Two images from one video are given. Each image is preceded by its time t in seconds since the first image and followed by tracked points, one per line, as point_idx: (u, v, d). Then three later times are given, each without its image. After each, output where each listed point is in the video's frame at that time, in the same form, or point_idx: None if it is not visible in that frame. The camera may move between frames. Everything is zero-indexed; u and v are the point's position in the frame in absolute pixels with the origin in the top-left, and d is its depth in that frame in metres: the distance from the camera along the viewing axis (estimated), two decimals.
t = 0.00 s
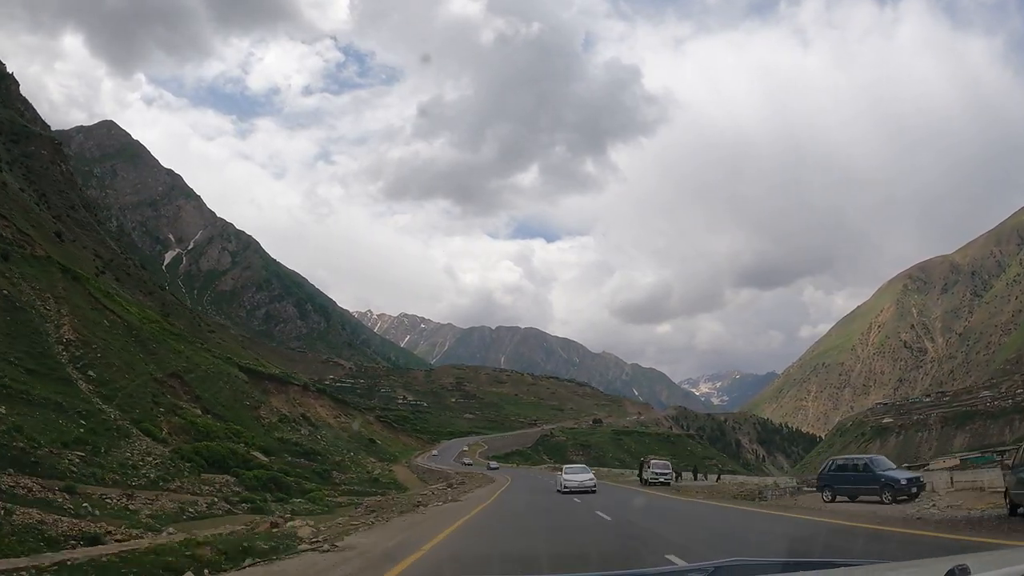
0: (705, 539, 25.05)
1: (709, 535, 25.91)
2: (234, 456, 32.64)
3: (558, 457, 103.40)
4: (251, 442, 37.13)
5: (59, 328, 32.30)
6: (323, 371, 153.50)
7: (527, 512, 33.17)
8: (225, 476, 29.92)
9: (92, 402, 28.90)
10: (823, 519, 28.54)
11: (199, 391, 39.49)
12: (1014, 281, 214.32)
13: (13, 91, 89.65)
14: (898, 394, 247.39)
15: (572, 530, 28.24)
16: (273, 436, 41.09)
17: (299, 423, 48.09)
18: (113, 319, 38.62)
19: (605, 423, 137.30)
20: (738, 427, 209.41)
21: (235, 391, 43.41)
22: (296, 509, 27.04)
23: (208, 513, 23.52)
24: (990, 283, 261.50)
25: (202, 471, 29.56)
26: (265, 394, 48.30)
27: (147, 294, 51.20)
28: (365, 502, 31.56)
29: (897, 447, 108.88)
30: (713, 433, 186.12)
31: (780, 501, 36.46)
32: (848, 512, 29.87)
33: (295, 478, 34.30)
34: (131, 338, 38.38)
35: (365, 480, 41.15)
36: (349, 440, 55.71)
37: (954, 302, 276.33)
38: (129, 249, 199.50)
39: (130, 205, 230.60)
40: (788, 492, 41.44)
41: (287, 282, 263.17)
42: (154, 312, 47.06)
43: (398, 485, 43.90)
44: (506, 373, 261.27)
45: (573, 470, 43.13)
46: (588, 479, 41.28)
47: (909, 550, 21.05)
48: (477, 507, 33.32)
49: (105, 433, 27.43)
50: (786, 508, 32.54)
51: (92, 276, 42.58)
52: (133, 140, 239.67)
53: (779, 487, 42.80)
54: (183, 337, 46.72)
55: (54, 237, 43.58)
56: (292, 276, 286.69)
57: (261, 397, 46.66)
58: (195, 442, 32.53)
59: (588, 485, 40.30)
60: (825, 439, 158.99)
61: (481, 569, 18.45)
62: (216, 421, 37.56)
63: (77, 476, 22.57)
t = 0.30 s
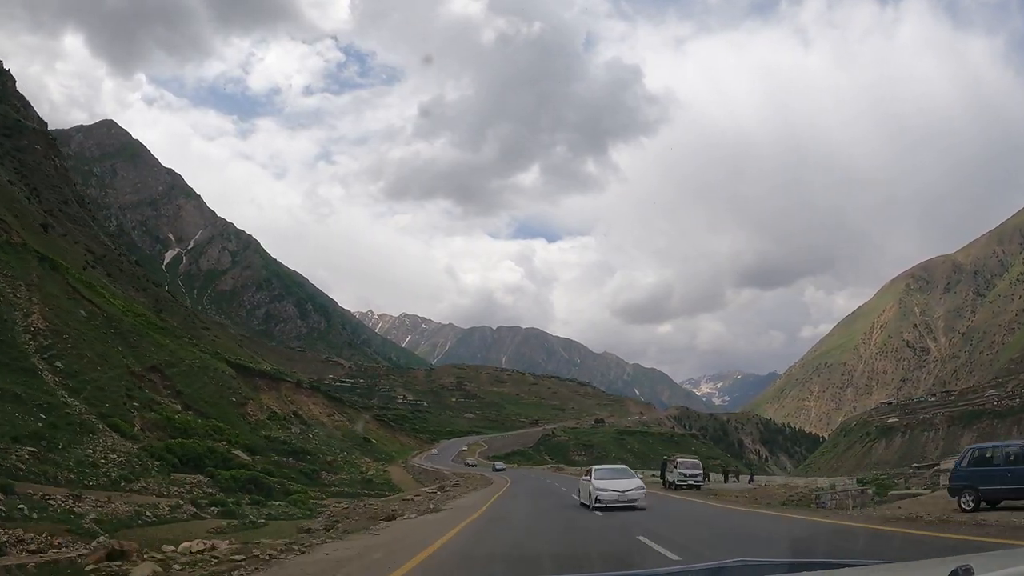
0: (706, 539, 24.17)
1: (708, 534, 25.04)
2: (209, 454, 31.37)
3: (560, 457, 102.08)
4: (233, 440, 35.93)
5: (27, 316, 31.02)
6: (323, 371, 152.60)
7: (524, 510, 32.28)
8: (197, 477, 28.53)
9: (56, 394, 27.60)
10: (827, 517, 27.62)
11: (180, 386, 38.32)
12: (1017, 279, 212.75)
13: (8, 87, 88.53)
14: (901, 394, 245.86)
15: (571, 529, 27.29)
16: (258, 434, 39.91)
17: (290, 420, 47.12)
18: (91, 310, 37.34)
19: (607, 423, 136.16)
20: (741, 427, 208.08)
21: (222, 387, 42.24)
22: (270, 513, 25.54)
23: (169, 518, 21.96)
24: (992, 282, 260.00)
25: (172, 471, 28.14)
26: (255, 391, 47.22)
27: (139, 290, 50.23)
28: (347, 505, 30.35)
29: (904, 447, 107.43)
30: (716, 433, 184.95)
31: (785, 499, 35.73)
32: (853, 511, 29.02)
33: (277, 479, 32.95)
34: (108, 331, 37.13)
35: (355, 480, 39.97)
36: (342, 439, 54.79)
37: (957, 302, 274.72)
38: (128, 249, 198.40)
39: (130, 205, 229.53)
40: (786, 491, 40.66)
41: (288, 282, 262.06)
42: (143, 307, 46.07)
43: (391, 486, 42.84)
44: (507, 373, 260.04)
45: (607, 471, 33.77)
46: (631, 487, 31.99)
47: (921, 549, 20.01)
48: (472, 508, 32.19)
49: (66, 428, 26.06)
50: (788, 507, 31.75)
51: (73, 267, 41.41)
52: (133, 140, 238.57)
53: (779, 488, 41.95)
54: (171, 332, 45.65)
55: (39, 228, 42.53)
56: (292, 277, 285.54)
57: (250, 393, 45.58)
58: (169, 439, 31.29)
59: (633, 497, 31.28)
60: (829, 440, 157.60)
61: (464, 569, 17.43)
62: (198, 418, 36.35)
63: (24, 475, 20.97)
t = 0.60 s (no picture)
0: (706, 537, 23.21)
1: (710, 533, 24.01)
2: (182, 452, 30.00)
3: (562, 457, 100.63)
4: (213, 437, 34.66)
5: None
6: (322, 370, 151.46)
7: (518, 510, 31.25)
8: (165, 477, 27.01)
9: (17, 386, 26.22)
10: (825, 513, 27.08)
11: (160, 380, 37.06)
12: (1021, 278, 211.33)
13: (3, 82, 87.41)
14: (903, 394, 244.42)
15: (564, 526, 26.40)
16: (242, 431, 38.66)
17: (280, 417, 45.98)
18: (66, 301, 36.05)
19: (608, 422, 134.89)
20: (743, 427, 206.79)
21: (206, 382, 41.05)
22: (237, 517, 23.90)
23: (121, 522, 20.29)
24: (995, 281, 258.52)
25: (136, 469, 26.61)
26: (244, 387, 46.07)
27: (130, 285, 49.18)
28: (325, 506, 28.99)
29: (910, 447, 106.07)
30: (718, 433, 183.80)
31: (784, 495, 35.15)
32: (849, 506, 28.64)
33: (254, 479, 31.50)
34: (83, 322, 35.85)
35: (342, 480, 38.73)
36: (336, 437, 53.67)
37: (959, 301, 273.22)
38: (128, 248, 197.26)
39: (130, 204, 228.40)
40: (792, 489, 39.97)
41: (288, 281, 260.87)
42: (129, 300, 44.92)
43: (383, 486, 41.64)
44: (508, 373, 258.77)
45: (730, 475, 15.34)
46: (810, 497, 13.71)
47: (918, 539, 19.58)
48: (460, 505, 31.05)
49: (21, 421, 24.54)
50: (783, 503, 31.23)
51: (52, 257, 40.18)
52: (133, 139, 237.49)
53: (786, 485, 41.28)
54: (157, 326, 44.49)
55: (22, 219, 41.37)
56: (293, 276, 284.24)
57: (238, 389, 44.44)
58: (142, 434, 29.95)
59: (815, 531, 13.03)
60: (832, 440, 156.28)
61: (440, 567, 16.20)
62: (176, 414, 35.08)
63: None
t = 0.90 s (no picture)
0: (707, 539, 22.27)
1: (710, 534, 23.30)
2: (149, 449, 28.53)
3: (564, 458, 99.24)
4: (190, 434, 33.43)
5: None
6: (321, 369, 150.44)
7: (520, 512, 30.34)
8: (126, 476, 25.26)
9: None
10: (827, 514, 26.47)
11: (137, 373, 35.86)
12: None
13: None
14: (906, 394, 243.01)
15: (564, 529, 25.51)
16: (225, 428, 37.38)
17: (268, 415, 44.90)
18: (39, 290, 34.78)
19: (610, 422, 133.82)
20: (746, 427, 205.49)
21: (189, 376, 39.83)
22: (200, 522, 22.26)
23: (60, 525, 18.43)
24: (998, 281, 257.09)
25: (94, 468, 25.04)
26: (232, 384, 44.93)
27: (124, 280, 48.26)
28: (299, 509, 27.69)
29: (915, 447, 104.94)
30: (721, 433, 182.68)
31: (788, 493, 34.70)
32: (852, 504, 28.18)
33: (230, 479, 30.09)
34: (56, 312, 34.56)
35: (329, 480, 37.50)
36: (328, 436, 52.68)
37: (962, 301, 271.83)
38: (127, 247, 196.21)
39: (129, 203, 227.12)
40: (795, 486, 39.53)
41: (289, 281, 259.94)
42: (116, 293, 43.94)
43: (375, 488, 40.58)
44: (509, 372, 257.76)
45: None
46: None
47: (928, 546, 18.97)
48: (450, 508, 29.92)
49: None
50: (788, 500, 30.57)
51: (32, 246, 39.02)
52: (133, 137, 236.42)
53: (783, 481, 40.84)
54: (143, 319, 43.41)
55: (5, 208, 40.29)
56: (293, 275, 283.11)
57: (225, 385, 43.32)
58: (109, 428, 28.62)
59: None
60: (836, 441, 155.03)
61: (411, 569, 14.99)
62: (153, 409, 33.76)
63: None
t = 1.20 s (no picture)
0: (700, 541, 21.10)
1: (708, 538, 22.18)
2: (109, 446, 26.93)
3: (566, 458, 98.07)
4: (163, 430, 32.17)
5: None
6: (320, 369, 149.69)
7: (511, 513, 29.28)
8: (77, 473, 23.48)
9: None
10: (826, 510, 25.47)
11: (111, 365, 34.66)
12: None
13: None
14: (909, 395, 241.62)
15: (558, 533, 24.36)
16: (204, 424, 36.15)
17: (256, 412, 43.85)
18: (9, 277, 33.56)
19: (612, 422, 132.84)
20: (748, 427, 204.36)
21: (170, 370, 38.63)
22: (152, 524, 20.63)
23: None
24: (1001, 281, 255.67)
25: (43, 462, 23.24)
26: (219, 380, 43.86)
27: (116, 276, 47.37)
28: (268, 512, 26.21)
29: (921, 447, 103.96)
30: (724, 433, 181.75)
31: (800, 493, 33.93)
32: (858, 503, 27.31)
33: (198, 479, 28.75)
34: (25, 301, 33.21)
35: (312, 480, 36.32)
36: (320, 434, 51.81)
37: (965, 301, 270.40)
38: (127, 246, 195.20)
39: (129, 203, 225.94)
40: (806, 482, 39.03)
41: (289, 281, 259.09)
42: (102, 286, 42.87)
43: (363, 489, 39.52)
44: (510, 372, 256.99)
45: None
46: None
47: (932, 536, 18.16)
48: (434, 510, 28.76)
49: None
50: (794, 502, 29.57)
51: (8, 233, 37.86)
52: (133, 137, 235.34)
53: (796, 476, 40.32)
54: (127, 312, 42.35)
55: None
56: (294, 275, 282.03)
57: (210, 380, 42.22)
58: (71, 421, 27.22)
59: None
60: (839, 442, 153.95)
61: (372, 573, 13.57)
62: (125, 403, 32.47)
63: None
